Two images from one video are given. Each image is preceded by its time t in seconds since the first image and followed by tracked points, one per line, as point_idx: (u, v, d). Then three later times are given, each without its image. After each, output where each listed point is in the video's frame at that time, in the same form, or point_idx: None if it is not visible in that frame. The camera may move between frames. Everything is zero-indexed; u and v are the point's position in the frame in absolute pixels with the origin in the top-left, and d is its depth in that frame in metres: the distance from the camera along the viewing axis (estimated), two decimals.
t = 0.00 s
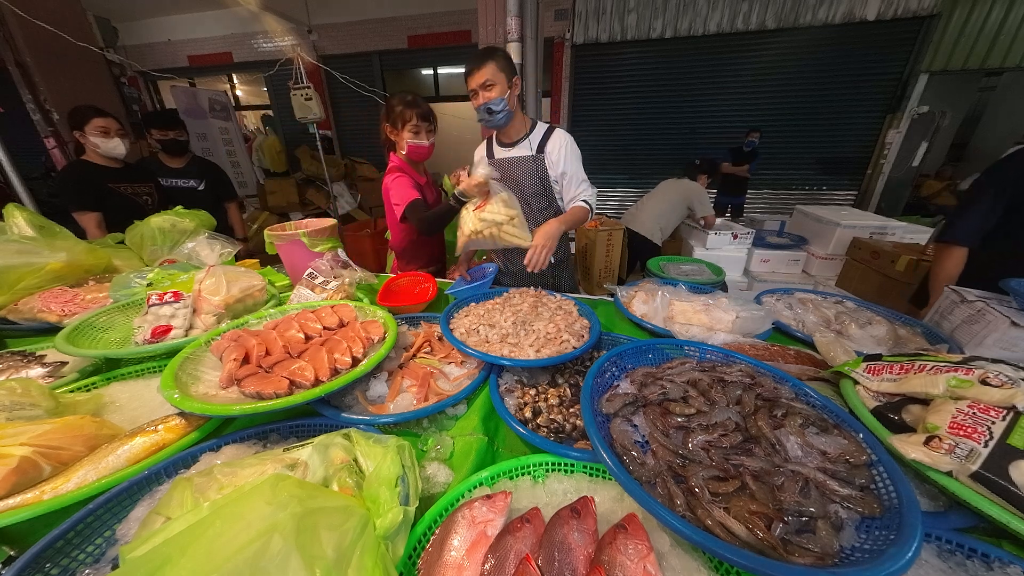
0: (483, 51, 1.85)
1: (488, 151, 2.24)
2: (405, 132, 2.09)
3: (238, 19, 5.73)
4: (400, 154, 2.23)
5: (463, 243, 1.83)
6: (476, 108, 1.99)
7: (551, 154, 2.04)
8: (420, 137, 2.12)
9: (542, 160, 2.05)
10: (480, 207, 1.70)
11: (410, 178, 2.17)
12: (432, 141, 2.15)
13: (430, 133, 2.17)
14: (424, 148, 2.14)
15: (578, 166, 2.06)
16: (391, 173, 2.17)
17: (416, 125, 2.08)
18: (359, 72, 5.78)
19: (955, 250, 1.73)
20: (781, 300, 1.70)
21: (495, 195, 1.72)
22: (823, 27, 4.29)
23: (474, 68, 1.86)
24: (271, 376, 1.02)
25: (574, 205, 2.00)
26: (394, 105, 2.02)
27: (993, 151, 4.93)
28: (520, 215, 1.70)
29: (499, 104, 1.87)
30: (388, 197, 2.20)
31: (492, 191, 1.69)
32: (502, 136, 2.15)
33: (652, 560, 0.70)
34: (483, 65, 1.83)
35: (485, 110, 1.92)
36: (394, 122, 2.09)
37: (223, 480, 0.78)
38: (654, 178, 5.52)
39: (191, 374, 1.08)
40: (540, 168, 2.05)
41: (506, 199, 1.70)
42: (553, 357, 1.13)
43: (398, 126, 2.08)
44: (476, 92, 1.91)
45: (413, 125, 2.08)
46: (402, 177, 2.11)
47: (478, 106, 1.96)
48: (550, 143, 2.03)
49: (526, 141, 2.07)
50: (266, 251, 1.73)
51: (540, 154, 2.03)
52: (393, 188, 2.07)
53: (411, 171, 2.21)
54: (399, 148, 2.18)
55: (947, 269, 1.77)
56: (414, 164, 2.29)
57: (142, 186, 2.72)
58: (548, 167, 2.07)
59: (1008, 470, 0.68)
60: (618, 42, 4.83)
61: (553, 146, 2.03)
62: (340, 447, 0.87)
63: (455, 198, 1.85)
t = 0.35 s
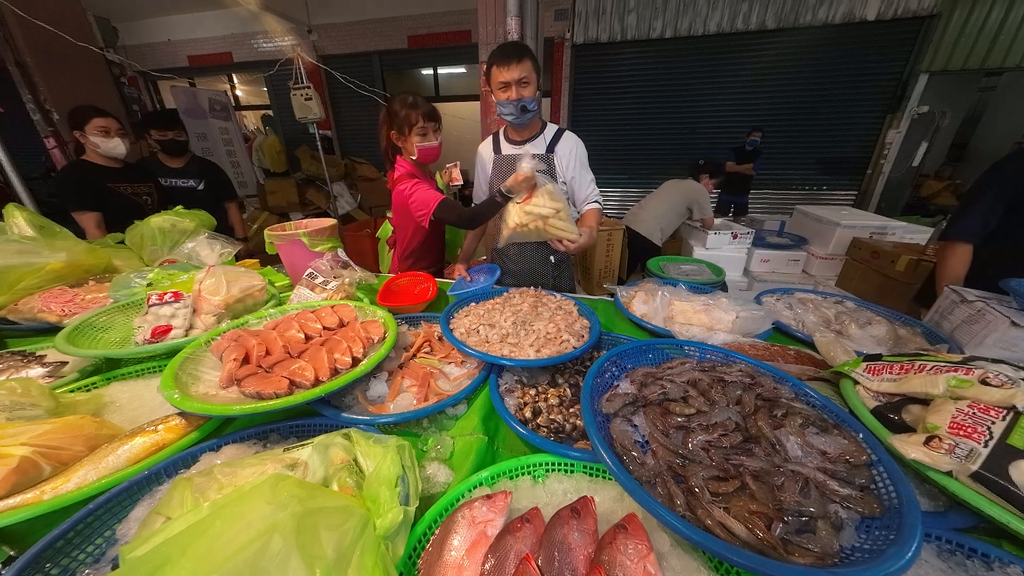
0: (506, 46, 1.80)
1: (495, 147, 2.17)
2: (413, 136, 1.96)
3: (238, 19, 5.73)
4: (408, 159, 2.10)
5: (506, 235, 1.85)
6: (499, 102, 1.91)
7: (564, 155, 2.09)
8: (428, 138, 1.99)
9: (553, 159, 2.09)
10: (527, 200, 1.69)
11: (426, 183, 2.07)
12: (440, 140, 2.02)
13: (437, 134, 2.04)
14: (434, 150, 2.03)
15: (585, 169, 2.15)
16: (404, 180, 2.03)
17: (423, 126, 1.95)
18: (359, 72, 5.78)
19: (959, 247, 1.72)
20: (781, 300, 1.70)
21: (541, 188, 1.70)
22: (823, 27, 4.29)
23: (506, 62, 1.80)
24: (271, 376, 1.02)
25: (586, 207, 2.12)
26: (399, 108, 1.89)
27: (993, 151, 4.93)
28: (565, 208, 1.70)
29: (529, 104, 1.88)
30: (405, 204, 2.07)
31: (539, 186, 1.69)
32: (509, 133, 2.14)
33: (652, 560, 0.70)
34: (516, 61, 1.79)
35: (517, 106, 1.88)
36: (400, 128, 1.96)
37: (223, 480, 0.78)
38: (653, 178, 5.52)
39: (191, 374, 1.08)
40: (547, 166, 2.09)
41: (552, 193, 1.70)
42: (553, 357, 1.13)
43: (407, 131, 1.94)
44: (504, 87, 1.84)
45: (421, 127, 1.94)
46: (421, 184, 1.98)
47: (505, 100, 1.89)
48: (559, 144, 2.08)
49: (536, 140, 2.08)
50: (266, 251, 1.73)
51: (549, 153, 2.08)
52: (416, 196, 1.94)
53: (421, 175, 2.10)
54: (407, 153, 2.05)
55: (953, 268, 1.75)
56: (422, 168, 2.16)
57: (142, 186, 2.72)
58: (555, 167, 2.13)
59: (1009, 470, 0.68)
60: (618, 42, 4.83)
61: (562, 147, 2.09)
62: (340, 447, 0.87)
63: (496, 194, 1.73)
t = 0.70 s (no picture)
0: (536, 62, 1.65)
1: (505, 145, 2.12)
2: (433, 148, 1.95)
3: (238, 19, 5.73)
4: (426, 172, 2.10)
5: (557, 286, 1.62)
6: (522, 122, 1.89)
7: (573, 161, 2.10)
8: (446, 146, 1.99)
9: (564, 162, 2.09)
10: (575, 250, 1.53)
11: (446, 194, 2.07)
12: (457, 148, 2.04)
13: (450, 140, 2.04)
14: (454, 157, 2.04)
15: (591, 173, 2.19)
16: (426, 193, 2.03)
17: (440, 137, 1.94)
18: (359, 72, 5.78)
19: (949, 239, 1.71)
20: (782, 300, 1.70)
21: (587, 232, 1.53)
22: (823, 27, 4.29)
23: (536, 89, 1.69)
24: (271, 376, 1.02)
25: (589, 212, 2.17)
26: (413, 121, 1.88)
27: (993, 151, 4.93)
28: (617, 251, 1.48)
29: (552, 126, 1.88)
30: (428, 216, 2.07)
31: (586, 230, 1.51)
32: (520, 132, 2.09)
33: (652, 560, 0.70)
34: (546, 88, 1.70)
35: (540, 127, 1.90)
36: (419, 142, 1.94)
37: (223, 480, 0.78)
38: (653, 178, 5.52)
39: (191, 374, 1.08)
40: (556, 169, 2.08)
41: (602, 235, 1.49)
42: (553, 357, 1.13)
43: (429, 143, 1.92)
44: (530, 111, 1.80)
45: (438, 137, 1.93)
46: (446, 197, 2.00)
47: (529, 121, 1.87)
48: (569, 148, 2.08)
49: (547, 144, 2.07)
50: (266, 251, 1.73)
51: (559, 155, 2.07)
52: (445, 210, 1.96)
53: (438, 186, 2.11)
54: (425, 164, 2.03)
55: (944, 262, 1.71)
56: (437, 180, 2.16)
57: (142, 186, 2.72)
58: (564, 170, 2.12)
59: (1009, 470, 0.68)
60: (618, 42, 4.83)
61: (572, 152, 2.09)
62: (340, 447, 0.87)
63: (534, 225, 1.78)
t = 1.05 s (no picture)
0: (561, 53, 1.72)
1: (513, 143, 2.11)
2: (444, 156, 1.98)
3: (238, 19, 5.73)
4: (435, 178, 2.11)
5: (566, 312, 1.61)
6: (550, 112, 1.86)
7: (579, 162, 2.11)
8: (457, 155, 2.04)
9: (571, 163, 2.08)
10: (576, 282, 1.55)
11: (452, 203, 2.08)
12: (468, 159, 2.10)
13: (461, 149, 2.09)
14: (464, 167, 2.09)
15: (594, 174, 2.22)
16: (432, 199, 2.03)
17: (454, 145, 1.97)
18: (359, 72, 5.78)
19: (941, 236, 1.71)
20: (782, 300, 1.70)
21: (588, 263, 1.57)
22: (822, 27, 4.29)
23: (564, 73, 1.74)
24: (271, 376, 1.02)
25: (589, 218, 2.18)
26: (424, 119, 1.89)
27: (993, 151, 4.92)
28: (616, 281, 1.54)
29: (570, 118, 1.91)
30: (432, 222, 2.07)
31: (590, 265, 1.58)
32: (529, 133, 2.09)
33: (652, 559, 0.70)
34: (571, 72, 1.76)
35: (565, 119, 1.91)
36: (431, 149, 1.95)
37: (223, 480, 0.78)
38: (653, 178, 5.52)
39: (191, 374, 1.08)
40: (564, 169, 2.06)
41: (603, 270, 1.57)
42: (550, 358, 1.14)
43: (442, 149, 1.94)
44: (558, 97, 1.81)
45: (451, 146, 1.96)
46: (451, 206, 2.01)
47: (558, 110, 1.86)
48: (577, 152, 2.09)
49: (555, 145, 2.07)
50: (266, 251, 1.73)
51: (566, 156, 2.06)
52: (449, 218, 1.97)
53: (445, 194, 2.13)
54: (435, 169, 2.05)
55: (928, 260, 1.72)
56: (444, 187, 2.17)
57: (142, 187, 2.73)
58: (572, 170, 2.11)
59: (1009, 469, 0.68)
60: (618, 42, 4.83)
61: (580, 155, 2.10)
62: (340, 447, 0.87)
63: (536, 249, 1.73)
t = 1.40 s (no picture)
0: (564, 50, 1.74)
1: (516, 143, 2.11)
2: (427, 140, 1.98)
3: (238, 19, 5.73)
4: (422, 164, 2.12)
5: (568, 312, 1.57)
6: (548, 108, 1.87)
7: (583, 162, 2.10)
8: (441, 139, 2.03)
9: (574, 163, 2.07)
10: (574, 280, 1.55)
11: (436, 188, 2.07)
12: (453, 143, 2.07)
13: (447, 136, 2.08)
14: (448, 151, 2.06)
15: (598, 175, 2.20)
16: (417, 184, 2.05)
17: (436, 129, 1.97)
18: (359, 72, 5.78)
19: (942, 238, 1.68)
20: (782, 300, 1.70)
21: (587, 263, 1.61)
22: (823, 27, 4.28)
23: (563, 69, 1.75)
24: (271, 376, 1.02)
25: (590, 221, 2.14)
26: (409, 108, 1.92)
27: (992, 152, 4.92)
28: (615, 282, 1.55)
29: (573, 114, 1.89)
30: (416, 208, 2.08)
31: (587, 265, 1.60)
32: (534, 133, 2.09)
33: (652, 560, 0.70)
34: (572, 68, 1.77)
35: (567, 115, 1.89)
36: (414, 133, 1.97)
37: (223, 480, 0.78)
38: (654, 178, 5.52)
39: (191, 374, 1.08)
40: (567, 170, 2.07)
41: (601, 269, 1.59)
42: (550, 358, 1.14)
43: (422, 134, 1.94)
44: (557, 93, 1.81)
45: (434, 130, 1.96)
46: (431, 191, 1.99)
47: (557, 106, 1.85)
48: (581, 152, 2.08)
49: (560, 145, 2.07)
50: (266, 251, 1.73)
51: (570, 158, 2.06)
52: (427, 203, 1.95)
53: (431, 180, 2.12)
54: (420, 157, 2.06)
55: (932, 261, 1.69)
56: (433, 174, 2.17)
57: (142, 187, 2.73)
58: (575, 171, 2.10)
59: (1009, 469, 0.68)
60: (618, 42, 4.83)
61: (584, 157, 2.10)
62: (340, 447, 0.87)
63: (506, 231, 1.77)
